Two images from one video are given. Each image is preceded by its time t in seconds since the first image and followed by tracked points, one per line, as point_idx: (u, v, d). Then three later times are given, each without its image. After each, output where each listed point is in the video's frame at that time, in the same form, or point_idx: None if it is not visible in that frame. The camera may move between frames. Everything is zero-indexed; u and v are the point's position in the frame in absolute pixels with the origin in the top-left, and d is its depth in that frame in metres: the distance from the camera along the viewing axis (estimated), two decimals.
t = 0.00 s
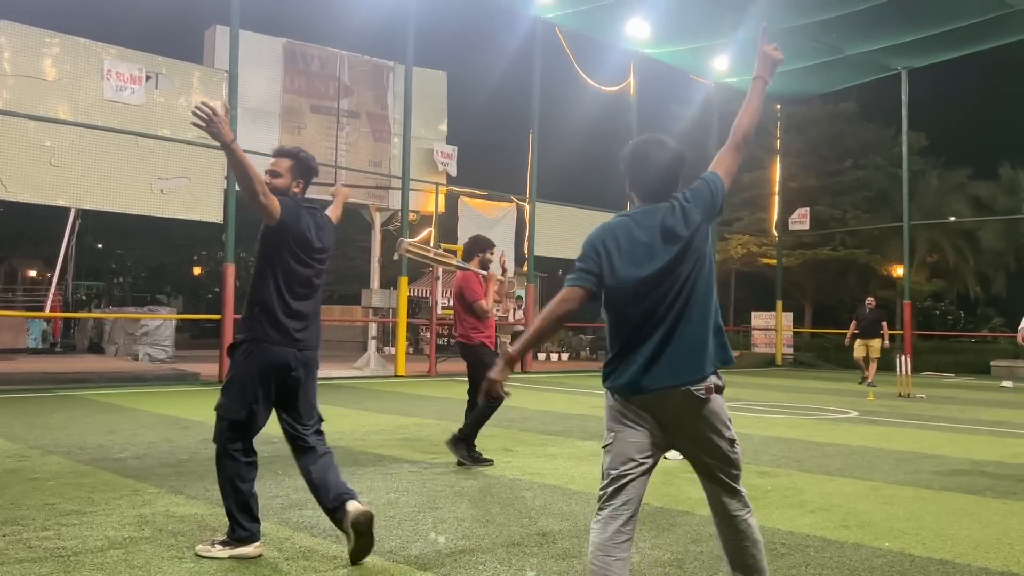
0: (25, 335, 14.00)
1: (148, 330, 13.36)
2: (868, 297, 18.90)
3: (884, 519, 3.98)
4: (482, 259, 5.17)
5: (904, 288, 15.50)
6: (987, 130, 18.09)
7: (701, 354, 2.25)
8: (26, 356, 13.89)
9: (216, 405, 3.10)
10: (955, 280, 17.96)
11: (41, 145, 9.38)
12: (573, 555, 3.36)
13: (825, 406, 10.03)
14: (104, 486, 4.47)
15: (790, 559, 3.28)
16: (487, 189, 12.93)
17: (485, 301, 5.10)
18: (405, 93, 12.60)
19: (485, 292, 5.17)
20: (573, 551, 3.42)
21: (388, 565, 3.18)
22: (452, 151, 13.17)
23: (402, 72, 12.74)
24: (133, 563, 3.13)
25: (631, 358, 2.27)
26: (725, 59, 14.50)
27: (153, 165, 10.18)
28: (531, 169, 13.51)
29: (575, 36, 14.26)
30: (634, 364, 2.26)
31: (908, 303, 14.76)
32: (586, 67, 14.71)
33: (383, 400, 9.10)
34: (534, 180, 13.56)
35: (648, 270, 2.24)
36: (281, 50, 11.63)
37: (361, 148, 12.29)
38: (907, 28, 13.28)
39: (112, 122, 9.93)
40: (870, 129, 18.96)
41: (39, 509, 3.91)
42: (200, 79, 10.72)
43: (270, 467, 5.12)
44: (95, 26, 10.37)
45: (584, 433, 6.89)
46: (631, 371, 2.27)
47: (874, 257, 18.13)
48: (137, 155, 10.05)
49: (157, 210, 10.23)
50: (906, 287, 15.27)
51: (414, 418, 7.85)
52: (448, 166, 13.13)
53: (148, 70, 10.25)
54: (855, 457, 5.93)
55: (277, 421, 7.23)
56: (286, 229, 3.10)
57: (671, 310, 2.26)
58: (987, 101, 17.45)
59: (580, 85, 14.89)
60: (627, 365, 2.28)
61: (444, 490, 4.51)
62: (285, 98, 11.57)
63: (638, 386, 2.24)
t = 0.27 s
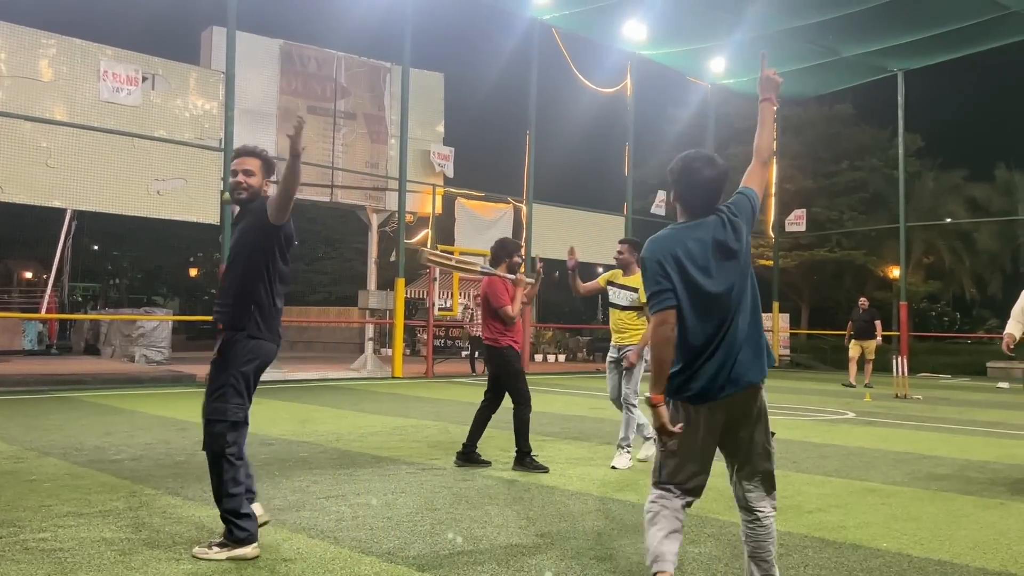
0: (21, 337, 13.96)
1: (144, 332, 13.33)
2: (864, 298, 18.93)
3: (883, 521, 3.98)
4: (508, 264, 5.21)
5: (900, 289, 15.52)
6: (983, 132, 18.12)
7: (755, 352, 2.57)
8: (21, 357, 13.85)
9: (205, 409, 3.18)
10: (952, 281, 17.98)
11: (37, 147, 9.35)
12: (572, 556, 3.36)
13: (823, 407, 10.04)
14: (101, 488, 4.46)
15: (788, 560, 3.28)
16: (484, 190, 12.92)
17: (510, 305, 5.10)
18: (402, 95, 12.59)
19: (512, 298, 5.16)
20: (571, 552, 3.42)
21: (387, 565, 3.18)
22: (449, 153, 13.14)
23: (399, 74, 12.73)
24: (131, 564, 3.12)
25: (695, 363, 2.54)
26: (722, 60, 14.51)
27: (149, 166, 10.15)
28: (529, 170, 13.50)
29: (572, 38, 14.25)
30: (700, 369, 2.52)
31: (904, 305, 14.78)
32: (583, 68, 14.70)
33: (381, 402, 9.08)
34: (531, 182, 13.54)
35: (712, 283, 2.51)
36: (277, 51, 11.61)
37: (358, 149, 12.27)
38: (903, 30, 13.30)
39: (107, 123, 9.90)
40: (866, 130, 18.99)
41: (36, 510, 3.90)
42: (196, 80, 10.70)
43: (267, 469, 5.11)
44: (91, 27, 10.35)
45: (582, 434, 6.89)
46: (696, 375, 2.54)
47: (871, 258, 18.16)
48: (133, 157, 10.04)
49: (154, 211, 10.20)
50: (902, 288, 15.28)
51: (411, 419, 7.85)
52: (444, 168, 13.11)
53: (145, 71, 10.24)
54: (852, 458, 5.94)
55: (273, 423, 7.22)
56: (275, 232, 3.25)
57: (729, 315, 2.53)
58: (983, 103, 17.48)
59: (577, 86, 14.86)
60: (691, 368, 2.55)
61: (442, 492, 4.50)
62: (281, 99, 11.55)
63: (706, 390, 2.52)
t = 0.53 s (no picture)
0: (22, 339, 13.96)
1: (146, 334, 13.34)
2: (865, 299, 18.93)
3: (885, 521, 3.98)
4: (530, 263, 5.20)
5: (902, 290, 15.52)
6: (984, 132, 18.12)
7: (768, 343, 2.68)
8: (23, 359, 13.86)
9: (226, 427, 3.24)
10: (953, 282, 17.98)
11: (39, 149, 9.35)
12: (576, 557, 3.36)
13: (824, 408, 10.04)
14: (104, 490, 4.47)
15: (792, 561, 3.28)
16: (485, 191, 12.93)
17: (531, 306, 5.13)
18: (403, 96, 12.60)
19: (533, 298, 5.17)
20: (574, 553, 3.41)
21: (390, 567, 3.19)
22: (450, 154, 13.15)
23: (400, 76, 12.74)
24: (133, 566, 3.12)
25: (710, 355, 2.64)
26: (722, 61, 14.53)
27: (151, 168, 10.16)
28: (529, 172, 13.50)
29: (573, 39, 14.25)
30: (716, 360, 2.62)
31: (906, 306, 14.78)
32: (584, 70, 14.72)
33: (383, 404, 9.09)
34: (532, 183, 13.54)
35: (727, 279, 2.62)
36: (279, 53, 11.62)
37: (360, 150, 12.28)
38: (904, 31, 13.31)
39: (109, 125, 9.91)
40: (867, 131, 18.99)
41: (39, 512, 3.90)
42: (197, 82, 10.71)
43: (269, 470, 5.12)
44: (91, 29, 10.35)
45: (583, 436, 6.89)
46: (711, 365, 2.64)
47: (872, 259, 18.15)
48: (134, 159, 10.04)
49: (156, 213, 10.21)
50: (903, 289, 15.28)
51: (413, 420, 7.85)
52: (446, 169, 13.12)
53: (146, 74, 10.27)
54: (854, 459, 5.94)
55: (275, 424, 7.22)
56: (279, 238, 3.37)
57: (741, 309, 2.66)
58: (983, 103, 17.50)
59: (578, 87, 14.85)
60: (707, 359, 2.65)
61: (444, 493, 4.50)
62: (283, 101, 11.55)
63: (721, 380, 2.62)
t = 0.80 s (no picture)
0: (33, 339, 14.04)
1: (156, 334, 13.41)
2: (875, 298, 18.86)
3: (895, 522, 3.97)
4: (550, 263, 5.22)
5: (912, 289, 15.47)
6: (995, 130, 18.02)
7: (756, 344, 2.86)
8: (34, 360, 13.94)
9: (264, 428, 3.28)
10: (964, 281, 17.89)
11: (49, 150, 9.41)
12: (583, 557, 3.36)
13: (834, 408, 10.01)
14: (114, 489, 4.49)
15: (800, 561, 3.28)
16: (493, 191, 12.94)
17: (546, 307, 5.15)
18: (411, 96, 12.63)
19: (552, 299, 5.19)
20: (583, 553, 3.42)
21: (399, 566, 3.20)
22: (458, 154, 13.19)
23: (408, 76, 12.78)
24: (143, 566, 3.14)
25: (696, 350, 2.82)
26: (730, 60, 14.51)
27: (161, 169, 10.22)
28: (538, 171, 13.51)
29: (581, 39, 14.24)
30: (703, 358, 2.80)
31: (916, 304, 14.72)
32: (592, 69, 14.75)
33: (392, 403, 9.11)
34: (541, 182, 13.54)
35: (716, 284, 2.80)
36: (288, 54, 11.65)
37: (368, 151, 12.32)
38: (913, 28, 13.27)
39: (119, 127, 9.97)
40: (877, 130, 18.93)
41: (50, 512, 3.93)
42: (207, 83, 10.75)
43: (278, 470, 5.14)
44: (102, 31, 10.41)
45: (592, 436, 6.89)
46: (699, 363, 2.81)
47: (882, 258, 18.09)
48: (143, 160, 10.09)
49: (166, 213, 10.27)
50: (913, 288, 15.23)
51: (422, 420, 7.87)
52: (454, 169, 13.16)
53: (156, 74, 10.34)
54: (864, 459, 5.92)
55: (285, 424, 7.25)
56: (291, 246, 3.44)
57: (728, 308, 2.84)
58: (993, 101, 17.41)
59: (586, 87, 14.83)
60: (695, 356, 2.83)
61: (453, 493, 4.51)
62: (292, 102, 11.59)
63: (708, 375, 2.79)
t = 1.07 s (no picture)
0: (52, 339, 14.16)
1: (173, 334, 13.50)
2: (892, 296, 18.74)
3: (912, 522, 3.94)
4: (577, 262, 5.21)
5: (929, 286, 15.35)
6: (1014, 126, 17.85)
7: (738, 343, 3.17)
8: (53, 360, 14.06)
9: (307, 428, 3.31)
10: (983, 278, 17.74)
11: (67, 151, 9.49)
12: (598, 557, 3.35)
13: (851, 407, 9.94)
14: (132, 488, 4.52)
15: (816, 561, 3.26)
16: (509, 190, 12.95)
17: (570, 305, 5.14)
18: (425, 96, 12.64)
19: (576, 297, 5.18)
20: (598, 553, 3.41)
21: (414, 565, 3.20)
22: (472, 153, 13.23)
23: (423, 75, 12.80)
24: (161, 565, 3.16)
25: (691, 348, 3.05)
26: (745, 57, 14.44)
27: (178, 169, 10.28)
28: (552, 170, 13.49)
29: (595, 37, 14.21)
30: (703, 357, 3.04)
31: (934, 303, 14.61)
32: (606, 67, 14.76)
33: (407, 402, 9.12)
34: (555, 180, 13.54)
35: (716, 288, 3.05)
36: (303, 54, 11.69)
37: (383, 150, 12.35)
38: (931, 24, 13.16)
39: (137, 128, 10.03)
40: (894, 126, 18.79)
41: (69, 511, 3.96)
42: (222, 83, 10.80)
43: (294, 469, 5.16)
44: (118, 33, 10.48)
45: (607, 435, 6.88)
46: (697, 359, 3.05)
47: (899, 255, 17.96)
48: (160, 160, 10.15)
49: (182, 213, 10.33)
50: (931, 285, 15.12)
51: (437, 419, 7.89)
52: (468, 168, 13.18)
53: (172, 75, 10.38)
54: (881, 458, 5.88)
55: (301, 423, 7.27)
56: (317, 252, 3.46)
57: (718, 310, 3.11)
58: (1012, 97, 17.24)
59: (600, 85, 14.79)
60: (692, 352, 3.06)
61: (468, 492, 4.52)
62: (307, 102, 11.62)
63: (703, 372, 3.03)
